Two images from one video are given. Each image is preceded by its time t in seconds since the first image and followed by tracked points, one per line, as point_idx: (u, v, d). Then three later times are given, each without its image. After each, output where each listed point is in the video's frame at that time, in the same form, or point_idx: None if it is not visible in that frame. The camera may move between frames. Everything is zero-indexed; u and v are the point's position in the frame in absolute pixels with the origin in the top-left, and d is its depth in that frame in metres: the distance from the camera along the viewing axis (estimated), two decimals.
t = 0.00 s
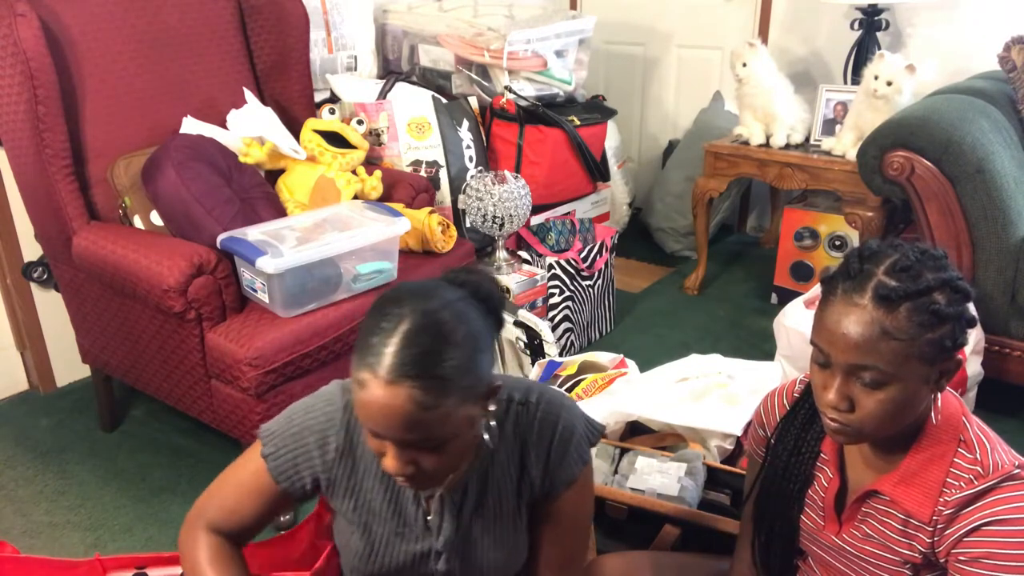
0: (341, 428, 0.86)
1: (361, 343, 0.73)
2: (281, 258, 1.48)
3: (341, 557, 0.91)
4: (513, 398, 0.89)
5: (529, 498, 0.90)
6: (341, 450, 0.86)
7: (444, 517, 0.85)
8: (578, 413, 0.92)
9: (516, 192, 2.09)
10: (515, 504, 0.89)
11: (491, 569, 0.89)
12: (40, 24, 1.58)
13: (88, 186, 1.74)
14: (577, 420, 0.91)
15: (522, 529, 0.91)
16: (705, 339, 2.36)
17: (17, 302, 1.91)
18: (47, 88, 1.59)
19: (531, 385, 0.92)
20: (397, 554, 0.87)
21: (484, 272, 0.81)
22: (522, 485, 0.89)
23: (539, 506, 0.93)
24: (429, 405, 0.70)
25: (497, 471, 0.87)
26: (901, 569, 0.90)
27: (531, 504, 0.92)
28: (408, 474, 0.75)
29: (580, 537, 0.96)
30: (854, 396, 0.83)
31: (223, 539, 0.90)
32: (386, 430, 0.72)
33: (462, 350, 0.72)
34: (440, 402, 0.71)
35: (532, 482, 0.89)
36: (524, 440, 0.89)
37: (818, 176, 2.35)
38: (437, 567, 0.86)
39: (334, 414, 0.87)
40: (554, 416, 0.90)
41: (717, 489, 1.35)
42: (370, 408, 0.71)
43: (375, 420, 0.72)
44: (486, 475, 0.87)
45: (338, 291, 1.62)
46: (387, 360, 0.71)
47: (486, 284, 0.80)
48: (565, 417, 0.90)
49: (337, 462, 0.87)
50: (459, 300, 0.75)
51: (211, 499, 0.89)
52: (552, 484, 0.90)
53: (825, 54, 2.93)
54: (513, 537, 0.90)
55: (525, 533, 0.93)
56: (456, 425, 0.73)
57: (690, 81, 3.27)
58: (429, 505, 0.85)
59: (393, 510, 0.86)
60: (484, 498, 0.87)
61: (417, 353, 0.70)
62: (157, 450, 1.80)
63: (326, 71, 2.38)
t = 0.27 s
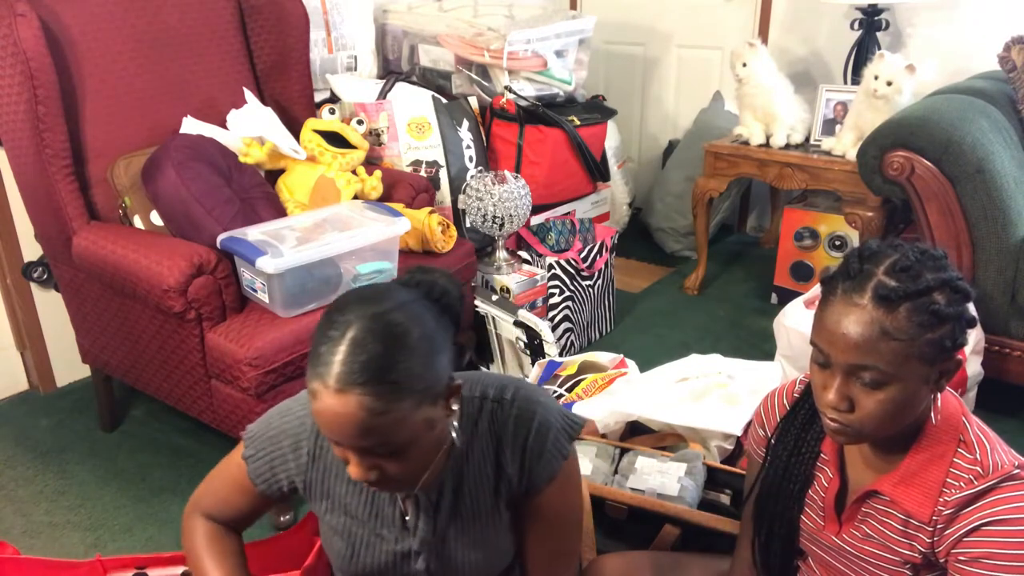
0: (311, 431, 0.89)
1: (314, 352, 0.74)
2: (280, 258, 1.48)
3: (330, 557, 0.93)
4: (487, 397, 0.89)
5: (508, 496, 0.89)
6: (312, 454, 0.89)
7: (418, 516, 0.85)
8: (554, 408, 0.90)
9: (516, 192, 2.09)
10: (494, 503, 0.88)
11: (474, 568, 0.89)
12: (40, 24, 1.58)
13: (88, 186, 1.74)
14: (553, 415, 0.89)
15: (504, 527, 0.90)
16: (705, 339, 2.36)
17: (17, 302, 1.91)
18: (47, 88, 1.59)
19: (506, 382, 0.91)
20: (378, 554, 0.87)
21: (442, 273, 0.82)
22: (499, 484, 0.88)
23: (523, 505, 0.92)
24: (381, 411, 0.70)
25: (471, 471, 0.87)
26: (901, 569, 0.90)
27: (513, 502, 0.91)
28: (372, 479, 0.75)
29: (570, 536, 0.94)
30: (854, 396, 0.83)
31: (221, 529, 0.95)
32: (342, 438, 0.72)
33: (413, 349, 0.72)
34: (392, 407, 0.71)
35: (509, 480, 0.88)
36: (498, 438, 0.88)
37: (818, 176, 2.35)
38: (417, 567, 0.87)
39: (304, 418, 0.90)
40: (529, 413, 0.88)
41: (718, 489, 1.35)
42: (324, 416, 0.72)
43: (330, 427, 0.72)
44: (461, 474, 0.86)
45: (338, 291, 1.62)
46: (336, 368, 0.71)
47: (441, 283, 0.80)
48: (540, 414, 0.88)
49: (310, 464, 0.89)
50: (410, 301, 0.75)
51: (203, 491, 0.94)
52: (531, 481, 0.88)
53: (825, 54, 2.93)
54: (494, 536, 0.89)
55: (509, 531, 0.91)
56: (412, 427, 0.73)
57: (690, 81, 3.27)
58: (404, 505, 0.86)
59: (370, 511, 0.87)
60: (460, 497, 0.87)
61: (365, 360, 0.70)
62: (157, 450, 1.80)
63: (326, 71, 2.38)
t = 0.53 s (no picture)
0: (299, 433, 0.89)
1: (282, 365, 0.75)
2: (280, 258, 1.48)
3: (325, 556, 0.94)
4: (475, 396, 0.89)
5: (499, 495, 0.89)
6: (301, 456, 0.89)
7: (407, 516, 0.85)
8: (544, 405, 0.90)
9: (516, 192, 2.09)
10: (485, 501, 0.88)
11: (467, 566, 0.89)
12: (40, 24, 1.58)
13: (88, 186, 1.74)
14: (543, 413, 0.89)
15: (497, 525, 0.90)
16: (705, 339, 2.36)
17: (17, 302, 1.91)
18: (47, 88, 1.59)
19: (495, 381, 0.92)
20: (370, 553, 0.88)
21: (413, 277, 0.81)
22: (490, 482, 0.88)
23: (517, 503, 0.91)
24: (345, 423, 0.71)
25: (460, 471, 0.87)
26: (901, 569, 0.90)
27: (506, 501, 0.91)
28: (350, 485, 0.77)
29: (565, 534, 0.94)
30: (854, 396, 0.83)
31: (231, 529, 0.97)
32: (313, 449, 0.73)
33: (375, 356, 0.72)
34: (358, 415, 0.71)
35: (500, 478, 0.88)
36: (488, 437, 0.88)
37: (818, 176, 2.35)
38: (409, 565, 0.87)
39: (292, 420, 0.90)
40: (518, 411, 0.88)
41: (718, 489, 1.35)
42: (294, 428, 0.73)
43: (300, 439, 0.73)
44: (450, 473, 0.87)
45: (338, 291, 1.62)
46: (300, 379, 0.72)
47: (411, 287, 0.80)
48: (529, 412, 0.88)
49: (299, 466, 0.89)
50: (376, 308, 0.75)
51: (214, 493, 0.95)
52: (522, 479, 0.88)
53: (825, 54, 2.93)
54: (487, 534, 0.89)
55: (503, 529, 0.91)
56: (383, 433, 0.73)
57: (690, 81, 3.27)
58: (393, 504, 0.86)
59: (360, 511, 0.87)
60: (450, 495, 0.87)
61: (327, 371, 0.70)
62: (157, 450, 1.80)
63: (326, 71, 2.38)
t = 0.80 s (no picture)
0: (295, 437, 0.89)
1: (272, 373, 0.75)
2: (280, 258, 1.48)
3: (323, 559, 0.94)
4: (473, 400, 0.90)
5: (497, 498, 0.89)
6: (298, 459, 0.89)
7: (404, 517, 0.86)
8: (541, 408, 0.90)
9: (516, 192, 2.09)
10: (482, 504, 0.88)
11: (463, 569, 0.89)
12: (40, 24, 1.58)
13: (88, 186, 1.74)
14: (540, 415, 0.89)
15: (494, 528, 0.90)
16: (705, 339, 2.36)
17: (17, 302, 1.91)
18: (47, 88, 1.59)
19: (493, 383, 0.92)
20: (367, 556, 0.88)
21: (403, 282, 0.81)
22: (488, 485, 0.88)
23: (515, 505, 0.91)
24: (332, 431, 0.71)
25: (456, 473, 0.87)
26: (900, 569, 0.90)
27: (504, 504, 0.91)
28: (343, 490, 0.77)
29: (564, 536, 0.93)
30: (853, 396, 0.83)
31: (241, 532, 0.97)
32: (303, 457, 0.74)
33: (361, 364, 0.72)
34: (346, 424, 0.71)
35: (498, 481, 0.88)
36: (485, 439, 0.88)
37: (818, 176, 2.35)
38: (406, 568, 0.87)
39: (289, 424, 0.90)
40: (515, 415, 0.88)
41: (718, 489, 1.35)
42: (283, 436, 0.73)
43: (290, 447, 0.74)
44: (447, 476, 0.87)
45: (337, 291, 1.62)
46: (287, 389, 0.72)
47: (402, 293, 0.80)
48: (526, 415, 0.88)
49: (296, 470, 0.89)
50: (364, 314, 0.75)
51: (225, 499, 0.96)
52: (520, 482, 0.88)
53: (825, 54, 2.93)
54: (484, 537, 0.89)
55: (500, 532, 0.91)
56: (373, 440, 0.73)
57: (690, 81, 3.27)
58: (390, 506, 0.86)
59: (357, 513, 0.87)
60: (448, 498, 0.87)
61: (314, 380, 0.71)
62: (157, 450, 1.80)
63: (326, 71, 2.38)
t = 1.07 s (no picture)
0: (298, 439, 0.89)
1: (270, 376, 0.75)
2: (280, 258, 1.48)
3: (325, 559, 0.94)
4: (475, 401, 0.89)
5: (498, 499, 0.89)
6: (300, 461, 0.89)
7: (406, 518, 0.86)
8: (543, 411, 0.90)
9: (516, 192, 2.09)
10: (483, 506, 0.88)
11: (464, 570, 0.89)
12: (40, 24, 1.58)
13: (88, 186, 1.74)
14: (543, 419, 0.89)
15: (495, 529, 0.90)
16: (705, 339, 2.36)
17: (18, 302, 1.91)
18: (47, 88, 1.59)
19: (496, 385, 0.91)
20: (368, 557, 0.88)
21: (401, 286, 0.81)
22: (489, 487, 0.88)
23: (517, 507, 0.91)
24: (328, 437, 0.71)
25: (458, 475, 0.87)
26: (900, 569, 0.90)
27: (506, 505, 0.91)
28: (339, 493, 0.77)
29: (564, 538, 0.93)
30: (853, 397, 0.83)
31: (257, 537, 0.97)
32: (300, 461, 0.74)
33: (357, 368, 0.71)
34: (343, 429, 0.71)
35: (499, 484, 0.88)
36: (487, 441, 0.88)
37: (818, 176, 2.35)
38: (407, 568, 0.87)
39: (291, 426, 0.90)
40: (517, 417, 0.88)
41: (718, 489, 1.35)
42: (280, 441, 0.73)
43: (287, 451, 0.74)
44: (449, 477, 0.87)
45: (337, 291, 1.62)
46: (284, 394, 0.72)
47: (401, 296, 0.81)
48: (527, 418, 0.88)
49: (299, 472, 0.89)
50: (363, 319, 0.75)
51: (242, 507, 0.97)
52: (521, 485, 0.88)
53: (825, 54, 2.93)
54: (485, 538, 0.89)
55: (501, 533, 0.91)
56: (370, 445, 0.73)
57: (690, 81, 3.27)
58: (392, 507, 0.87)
59: (358, 514, 0.88)
60: (449, 499, 0.87)
61: (310, 386, 0.70)
62: (157, 450, 1.80)
63: (326, 71, 2.38)
